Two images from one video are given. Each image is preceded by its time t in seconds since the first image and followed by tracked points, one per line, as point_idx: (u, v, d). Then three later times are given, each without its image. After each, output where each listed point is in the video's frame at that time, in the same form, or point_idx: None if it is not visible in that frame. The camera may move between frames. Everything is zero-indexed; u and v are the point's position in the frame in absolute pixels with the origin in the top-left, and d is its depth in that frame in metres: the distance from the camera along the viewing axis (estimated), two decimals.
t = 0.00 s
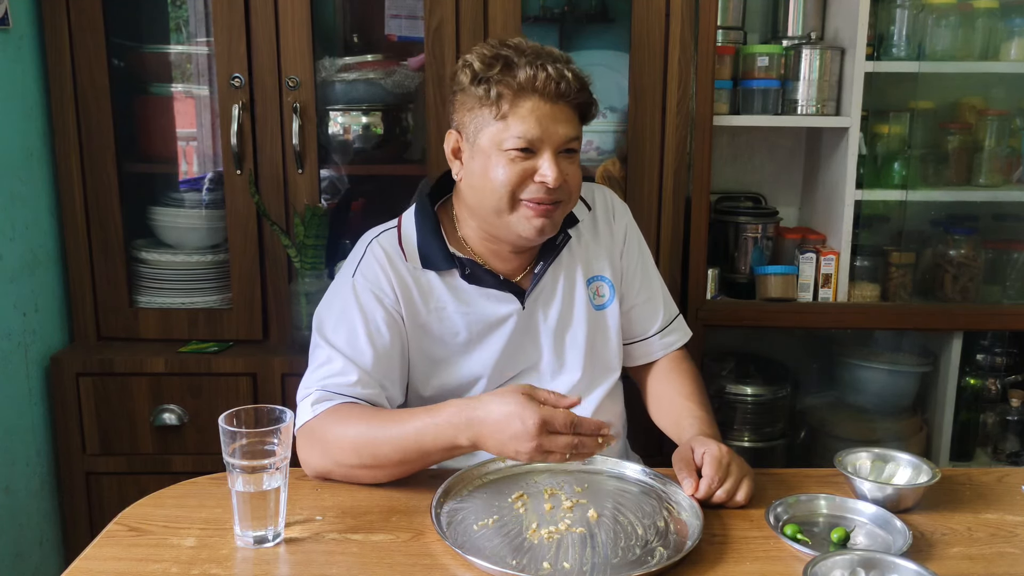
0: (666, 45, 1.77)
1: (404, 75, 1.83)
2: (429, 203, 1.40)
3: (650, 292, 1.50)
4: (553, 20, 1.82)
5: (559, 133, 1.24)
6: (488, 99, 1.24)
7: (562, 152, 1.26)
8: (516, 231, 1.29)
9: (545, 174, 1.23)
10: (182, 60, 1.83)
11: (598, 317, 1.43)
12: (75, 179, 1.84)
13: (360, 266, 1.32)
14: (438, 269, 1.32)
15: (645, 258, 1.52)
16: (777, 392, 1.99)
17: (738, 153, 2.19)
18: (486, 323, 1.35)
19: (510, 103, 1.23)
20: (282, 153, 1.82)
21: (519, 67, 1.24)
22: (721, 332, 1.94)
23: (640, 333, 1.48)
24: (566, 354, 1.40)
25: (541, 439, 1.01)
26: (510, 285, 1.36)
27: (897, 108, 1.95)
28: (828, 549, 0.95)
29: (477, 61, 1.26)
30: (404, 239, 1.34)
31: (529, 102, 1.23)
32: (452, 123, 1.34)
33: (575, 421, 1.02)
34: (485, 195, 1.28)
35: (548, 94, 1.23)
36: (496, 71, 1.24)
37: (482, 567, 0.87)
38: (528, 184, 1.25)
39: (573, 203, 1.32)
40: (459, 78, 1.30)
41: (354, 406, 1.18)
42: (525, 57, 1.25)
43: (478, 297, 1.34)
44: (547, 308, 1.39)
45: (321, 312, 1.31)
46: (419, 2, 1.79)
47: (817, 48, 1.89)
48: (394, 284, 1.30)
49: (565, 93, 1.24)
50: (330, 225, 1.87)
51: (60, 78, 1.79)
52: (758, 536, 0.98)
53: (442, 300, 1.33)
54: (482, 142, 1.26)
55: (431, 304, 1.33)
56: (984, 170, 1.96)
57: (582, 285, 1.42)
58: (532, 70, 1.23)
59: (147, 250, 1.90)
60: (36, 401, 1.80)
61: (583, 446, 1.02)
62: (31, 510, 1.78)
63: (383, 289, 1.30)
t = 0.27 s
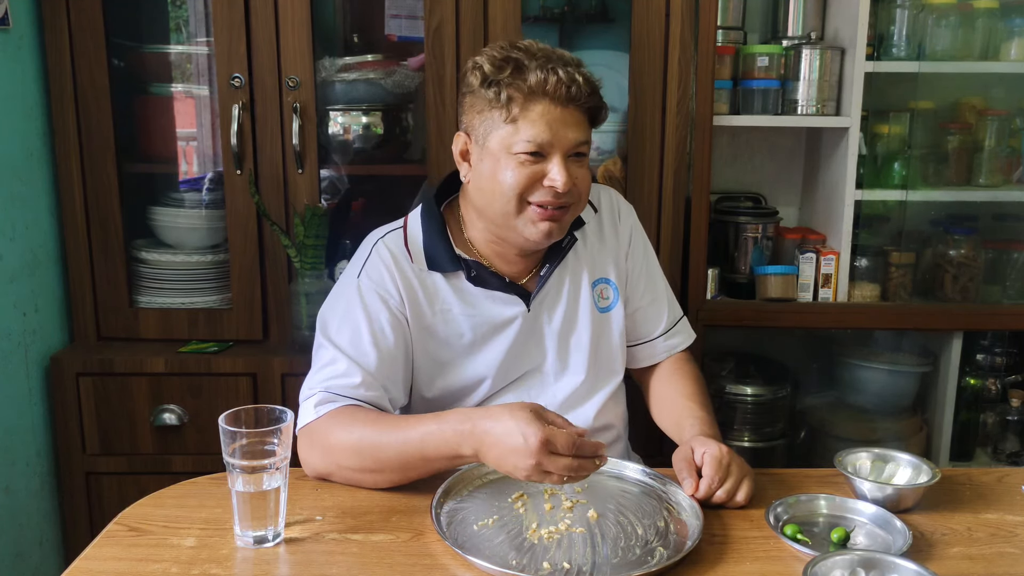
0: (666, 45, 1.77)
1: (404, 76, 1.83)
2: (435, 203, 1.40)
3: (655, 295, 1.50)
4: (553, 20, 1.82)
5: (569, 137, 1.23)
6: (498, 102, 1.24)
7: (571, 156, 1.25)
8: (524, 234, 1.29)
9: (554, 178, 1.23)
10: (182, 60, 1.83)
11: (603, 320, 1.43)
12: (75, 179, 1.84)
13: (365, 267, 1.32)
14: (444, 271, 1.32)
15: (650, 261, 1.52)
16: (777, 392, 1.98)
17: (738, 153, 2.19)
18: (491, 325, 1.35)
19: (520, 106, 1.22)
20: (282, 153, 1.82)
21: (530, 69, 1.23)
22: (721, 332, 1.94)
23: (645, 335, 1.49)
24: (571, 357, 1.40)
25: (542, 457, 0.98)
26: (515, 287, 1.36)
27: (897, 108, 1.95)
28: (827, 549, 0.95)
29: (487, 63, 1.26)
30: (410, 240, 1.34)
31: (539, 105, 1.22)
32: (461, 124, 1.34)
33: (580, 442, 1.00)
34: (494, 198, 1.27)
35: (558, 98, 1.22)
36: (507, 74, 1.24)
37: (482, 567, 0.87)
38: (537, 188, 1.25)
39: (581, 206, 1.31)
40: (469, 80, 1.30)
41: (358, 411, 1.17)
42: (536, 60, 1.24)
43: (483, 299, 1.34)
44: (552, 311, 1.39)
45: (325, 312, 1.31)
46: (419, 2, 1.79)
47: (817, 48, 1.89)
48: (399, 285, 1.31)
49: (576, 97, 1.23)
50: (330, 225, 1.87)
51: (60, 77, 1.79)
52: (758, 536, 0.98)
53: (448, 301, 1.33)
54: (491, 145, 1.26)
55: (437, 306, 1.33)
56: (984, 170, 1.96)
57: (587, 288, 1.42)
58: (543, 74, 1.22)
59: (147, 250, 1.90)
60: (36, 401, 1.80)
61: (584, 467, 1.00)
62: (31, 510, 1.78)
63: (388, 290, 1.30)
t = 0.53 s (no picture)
0: (666, 45, 1.77)
1: (404, 76, 1.83)
2: (439, 203, 1.40)
3: (657, 296, 1.50)
4: (553, 20, 1.82)
5: (575, 137, 1.23)
6: (505, 102, 1.24)
7: (576, 157, 1.25)
8: (528, 235, 1.29)
9: (559, 179, 1.23)
10: (182, 60, 1.83)
11: (605, 320, 1.43)
12: (75, 179, 1.84)
13: (369, 266, 1.32)
14: (447, 270, 1.32)
15: (652, 262, 1.52)
16: (777, 392, 1.98)
17: (738, 153, 2.19)
18: (493, 325, 1.35)
19: (527, 107, 1.22)
20: (282, 153, 1.82)
21: (537, 70, 1.23)
22: (721, 332, 1.94)
23: (646, 336, 1.49)
24: (572, 358, 1.40)
25: (543, 432, 1.01)
26: (519, 287, 1.36)
27: (897, 108, 1.95)
28: (828, 549, 0.95)
29: (494, 63, 1.26)
30: (414, 239, 1.34)
31: (545, 106, 1.22)
32: (466, 123, 1.34)
33: (576, 414, 1.00)
34: (498, 198, 1.27)
35: (565, 99, 1.22)
36: (514, 74, 1.24)
37: (482, 567, 0.87)
38: (542, 189, 1.24)
39: (585, 207, 1.32)
40: (475, 80, 1.30)
41: (359, 407, 1.18)
42: (543, 60, 1.24)
43: (486, 299, 1.34)
44: (554, 311, 1.39)
45: (328, 312, 1.31)
46: (419, 2, 1.79)
47: (817, 48, 1.89)
48: (402, 285, 1.30)
49: (582, 98, 1.23)
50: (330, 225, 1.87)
51: (60, 78, 1.79)
52: (758, 536, 0.98)
53: (451, 301, 1.33)
54: (496, 145, 1.26)
55: (439, 306, 1.33)
56: (984, 169, 1.96)
57: (590, 288, 1.42)
58: (550, 74, 1.22)
59: (147, 251, 1.90)
60: (36, 401, 1.80)
61: (586, 437, 1.02)
62: (31, 510, 1.78)
63: (391, 290, 1.30)
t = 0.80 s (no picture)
0: (666, 45, 1.77)
1: (404, 75, 1.83)
2: (441, 202, 1.40)
3: (658, 296, 1.50)
4: (553, 20, 1.82)
5: (578, 141, 1.23)
6: (509, 103, 1.23)
7: (579, 160, 1.25)
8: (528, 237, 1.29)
9: (561, 182, 1.23)
10: (182, 60, 1.83)
11: (606, 320, 1.43)
12: (75, 179, 1.84)
13: (370, 266, 1.32)
14: (450, 269, 1.32)
15: (653, 263, 1.52)
16: (777, 392, 1.98)
17: (738, 153, 2.19)
18: (495, 325, 1.35)
19: (531, 109, 1.22)
20: (282, 153, 1.82)
21: (542, 72, 1.23)
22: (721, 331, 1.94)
23: (647, 336, 1.49)
24: (573, 357, 1.40)
25: (539, 395, 1.01)
26: (521, 287, 1.36)
27: (896, 108, 1.96)
28: (827, 549, 0.95)
29: (500, 64, 1.26)
30: (415, 240, 1.34)
31: (550, 109, 1.22)
32: (470, 122, 1.34)
33: (567, 372, 0.99)
34: (500, 199, 1.27)
35: (570, 102, 1.22)
36: (519, 75, 1.23)
37: (482, 567, 0.87)
38: (544, 191, 1.24)
39: (586, 210, 1.31)
40: (480, 80, 1.29)
41: (358, 398, 1.18)
42: (549, 63, 1.24)
43: (488, 299, 1.34)
44: (555, 311, 1.39)
45: (330, 311, 1.31)
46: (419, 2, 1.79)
47: (817, 48, 1.89)
48: (404, 285, 1.30)
49: (587, 102, 1.23)
50: (330, 225, 1.87)
51: (60, 77, 1.79)
52: (758, 536, 0.98)
53: (452, 301, 1.33)
54: (500, 146, 1.26)
55: (441, 306, 1.33)
56: (984, 170, 1.96)
57: (591, 288, 1.42)
58: (555, 77, 1.22)
59: (147, 251, 1.90)
60: (36, 401, 1.80)
61: (582, 396, 1.00)
62: (31, 510, 1.78)
63: (393, 290, 1.30)
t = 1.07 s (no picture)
0: (666, 45, 1.77)
1: (404, 75, 1.83)
2: (440, 200, 1.40)
3: (657, 295, 1.50)
4: (553, 20, 1.82)
5: (575, 138, 1.23)
6: (506, 101, 1.24)
7: (576, 158, 1.25)
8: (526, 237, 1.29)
9: (558, 180, 1.22)
10: (182, 60, 1.83)
11: (604, 319, 1.43)
12: (74, 179, 1.84)
13: (371, 262, 1.32)
14: (448, 268, 1.32)
15: (653, 261, 1.52)
16: (777, 392, 1.99)
17: (738, 153, 2.19)
18: (494, 323, 1.35)
19: (528, 106, 1.22)
20: (282, 153, 1.82)
21: (539, 70, 1.23)
22: (721, 331, 1.94)
23: (646, 335, 1.49)
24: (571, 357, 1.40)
25: (541, 378, 1.01)
26: (519, 286, 1.36)
27: (896, 108, 1.97)
28: (827, 549, 0.95)
29: (496, 62, 1.26)
30: (415, 238, 1.34)
31: (546, 106, 1.22)
32: (468, 122, 1.34)
33: (567, 356, 0.99)
34: (498, 198, 1.27)
35: (566, 99, 1.22)
36: (516, 73, 1.23)
37: (482, 567, 0.87)
38: (541, 190, 1.24)
39: (584, 208, 1.31)
40: (477, 79, 1.30)
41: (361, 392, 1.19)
42: (546, 60, 1.24)
43: (487, 297, 1.34)
44: (555, 310, 1.39)
45: (331, 308, 1.31)
46: (419, 2, 1.79)
47: (817, 48, 1.89)
48: (405, 282, 1.30)
49: (584, 99, 1.23)
50: (330, 225, 1.87)
51: (60, 77, 1.79)
52: (758, 536, 0.98)
53: (452, 299, 1.33)
54: (497, 144, 1.26)
55: (441, 303, 1.33)
56: (984, 170, 1.96)
57: (589, 288, 1.42)
58: (552, 74, 1.22)
59: (147, 250, 1.90)
60: (36, 401, 1.80)
61: (583, 379, 0.99)
62: (31, 510, 1.78)
63: (394, 286, 1.30)
